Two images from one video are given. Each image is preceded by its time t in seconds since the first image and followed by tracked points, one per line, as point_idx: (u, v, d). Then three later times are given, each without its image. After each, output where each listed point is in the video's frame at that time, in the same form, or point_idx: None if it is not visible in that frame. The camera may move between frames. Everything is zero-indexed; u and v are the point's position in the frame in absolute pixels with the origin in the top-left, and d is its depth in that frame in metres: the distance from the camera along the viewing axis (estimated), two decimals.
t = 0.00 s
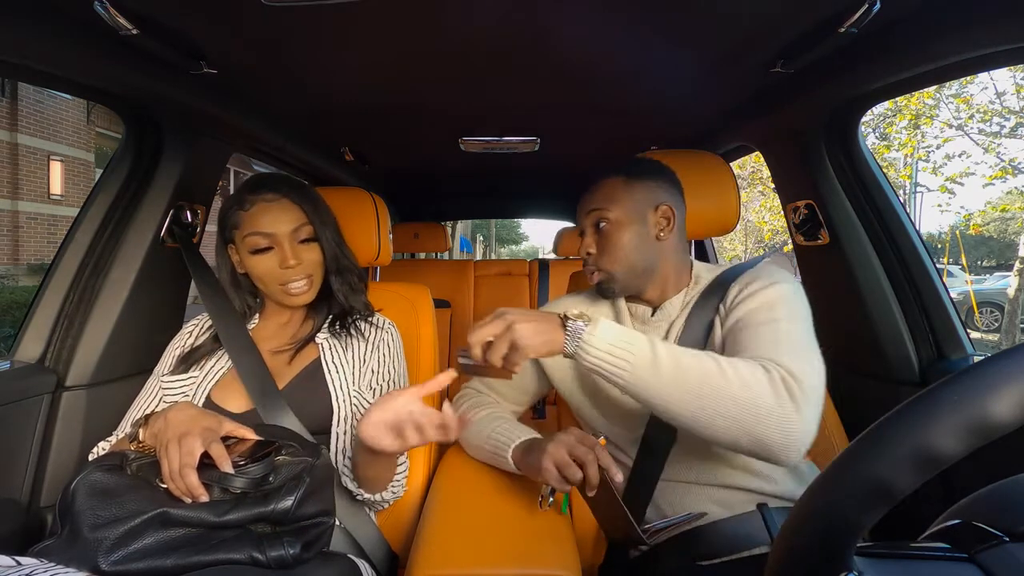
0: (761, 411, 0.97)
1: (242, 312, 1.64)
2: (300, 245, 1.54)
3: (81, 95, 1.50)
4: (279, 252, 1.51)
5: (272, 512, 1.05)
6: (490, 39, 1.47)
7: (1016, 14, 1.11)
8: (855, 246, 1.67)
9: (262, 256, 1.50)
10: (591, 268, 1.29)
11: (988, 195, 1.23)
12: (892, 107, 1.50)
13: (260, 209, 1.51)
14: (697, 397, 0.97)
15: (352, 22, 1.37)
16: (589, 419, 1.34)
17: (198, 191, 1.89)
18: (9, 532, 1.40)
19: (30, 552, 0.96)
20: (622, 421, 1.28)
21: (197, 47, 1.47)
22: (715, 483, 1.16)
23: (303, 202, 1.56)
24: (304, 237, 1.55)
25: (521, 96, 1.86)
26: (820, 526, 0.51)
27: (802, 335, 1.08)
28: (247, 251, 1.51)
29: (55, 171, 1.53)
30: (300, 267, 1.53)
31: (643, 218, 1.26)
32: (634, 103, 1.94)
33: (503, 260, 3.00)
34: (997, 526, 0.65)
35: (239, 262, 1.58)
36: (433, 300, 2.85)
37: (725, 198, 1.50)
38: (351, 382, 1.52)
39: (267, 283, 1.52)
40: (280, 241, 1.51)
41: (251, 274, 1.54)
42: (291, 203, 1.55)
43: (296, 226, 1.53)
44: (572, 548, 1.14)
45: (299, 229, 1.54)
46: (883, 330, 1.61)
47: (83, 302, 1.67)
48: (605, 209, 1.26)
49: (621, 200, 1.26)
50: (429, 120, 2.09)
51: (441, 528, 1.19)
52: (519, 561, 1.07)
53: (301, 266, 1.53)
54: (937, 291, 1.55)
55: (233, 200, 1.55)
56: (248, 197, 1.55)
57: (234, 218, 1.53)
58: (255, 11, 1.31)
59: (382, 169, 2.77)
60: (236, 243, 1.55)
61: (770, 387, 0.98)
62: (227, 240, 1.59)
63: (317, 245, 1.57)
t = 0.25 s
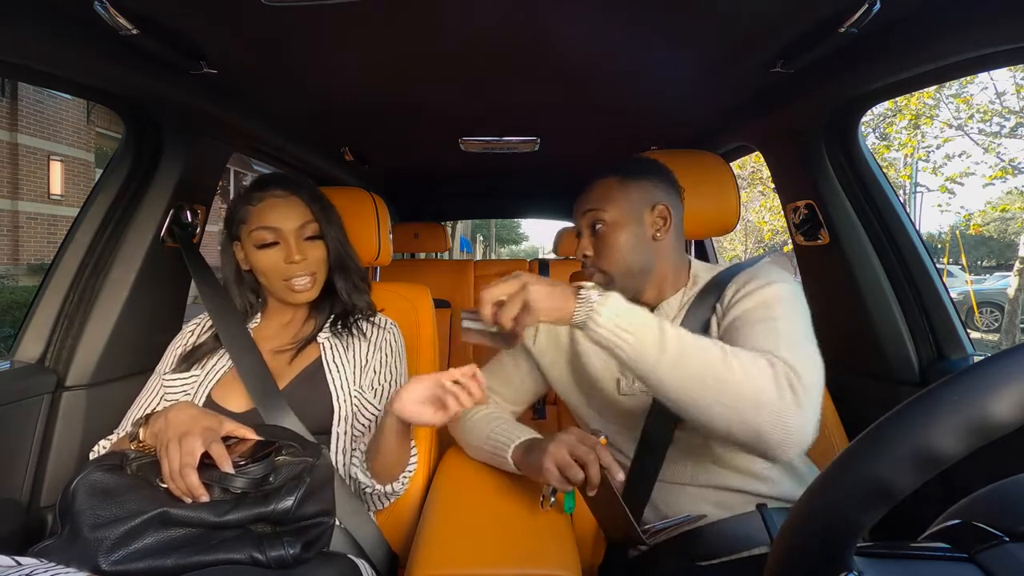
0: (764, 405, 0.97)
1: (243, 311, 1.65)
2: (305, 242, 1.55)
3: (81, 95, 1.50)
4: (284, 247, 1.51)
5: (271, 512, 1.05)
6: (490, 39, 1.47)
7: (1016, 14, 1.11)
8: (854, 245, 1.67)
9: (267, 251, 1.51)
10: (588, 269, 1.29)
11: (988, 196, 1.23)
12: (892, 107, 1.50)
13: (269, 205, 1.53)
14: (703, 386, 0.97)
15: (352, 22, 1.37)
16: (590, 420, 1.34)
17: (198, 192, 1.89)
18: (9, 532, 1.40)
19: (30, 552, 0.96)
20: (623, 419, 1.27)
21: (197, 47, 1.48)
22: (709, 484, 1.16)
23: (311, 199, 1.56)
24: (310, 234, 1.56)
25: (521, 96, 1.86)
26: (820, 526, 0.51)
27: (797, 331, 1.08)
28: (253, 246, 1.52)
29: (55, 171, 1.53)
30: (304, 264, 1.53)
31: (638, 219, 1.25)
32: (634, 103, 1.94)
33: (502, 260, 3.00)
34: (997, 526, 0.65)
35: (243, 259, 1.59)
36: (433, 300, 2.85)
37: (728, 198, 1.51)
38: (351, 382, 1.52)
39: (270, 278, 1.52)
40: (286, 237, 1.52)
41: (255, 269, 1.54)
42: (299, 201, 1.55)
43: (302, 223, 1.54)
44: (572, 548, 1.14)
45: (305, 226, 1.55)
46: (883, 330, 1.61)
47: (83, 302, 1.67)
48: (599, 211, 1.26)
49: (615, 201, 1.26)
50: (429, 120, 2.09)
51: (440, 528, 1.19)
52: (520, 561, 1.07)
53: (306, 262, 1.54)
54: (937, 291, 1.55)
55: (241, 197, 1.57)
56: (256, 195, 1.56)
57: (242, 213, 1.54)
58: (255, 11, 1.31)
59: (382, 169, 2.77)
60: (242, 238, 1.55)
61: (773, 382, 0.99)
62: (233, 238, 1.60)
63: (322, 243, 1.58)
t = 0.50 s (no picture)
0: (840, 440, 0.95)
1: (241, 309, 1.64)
2: (309, 239, 1.56)
3: (81, 95, 1.50)
4: (287, 241, 1.52)
5: (271, 512, 1.05)
6: (490, 39, 1.47)
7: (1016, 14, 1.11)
8: (854, 245, 1.67)
9: (270, 244, 1.51)
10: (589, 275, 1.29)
11: (988, 195, 1.23)
12: (892, 107, 1.50)
13: (277, 200, 1.54)
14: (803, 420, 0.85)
15: (352, 22, 1.38)
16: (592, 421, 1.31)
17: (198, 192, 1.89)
18: (9, 532, 1.40)
19: (29, 552, 0.96)
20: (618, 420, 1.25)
21: (197, 47, 1.48)
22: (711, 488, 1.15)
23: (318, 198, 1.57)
24: (314, 232, 1.56)
25: (521, 96, 1.86)
26: (822, 524, 0.51)
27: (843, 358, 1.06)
28: (258, 238, 1.52)
29: (55, 171, 1.53)
30: (305, 259, 1.53)
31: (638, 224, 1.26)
32: (634, 103, 1.94)
33: (502, 260, 3.00)
34: (997, 526, 0.65)
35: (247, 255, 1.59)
36: (433, 300, 2.85)
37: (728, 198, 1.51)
38: (352, 380, 1.52)
39: (270, 270, 1.52)
40: (289, 232, 1.52)
41: (257, 261, 1.54)
42: (305, 198, 1.56)
43: (307, 219, 1.55)
44: (572, 548, 1.14)
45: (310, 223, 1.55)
46: (884, 330, 1.61)
47: (83, 302, 1.67)
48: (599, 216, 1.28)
49: (614, 205, 1.27)
50: (429, 120, 2.09)
51: (440, 529, 1.19)
52: (520, 561, 1.07)
53: (307, 258, 1.54)
54: (937, 291, 1.55)
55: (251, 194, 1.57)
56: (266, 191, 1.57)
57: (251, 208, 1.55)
58: (255, 11, 1.31)
59: (382, 169, 2.77)
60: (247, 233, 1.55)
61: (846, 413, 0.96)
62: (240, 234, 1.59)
63: (325, 242, 1.58)
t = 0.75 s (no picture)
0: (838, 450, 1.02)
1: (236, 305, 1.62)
2: (302, 239, 1.51)
3: (81, 95, 1.50)
4: (277, 236, 1.48)
5: (271, 512, 1.05)
6: (491, 39, 1.47)
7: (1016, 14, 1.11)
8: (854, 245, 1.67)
9: (262, 237, 1.49)
10: (657, 302, 1.14)
11: (988, 196, 1.23)
12: (891, 107, 1.50)
13: (278, 196, 1.52)
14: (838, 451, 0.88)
15: (352, 22, 1.38)
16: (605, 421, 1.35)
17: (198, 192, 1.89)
18: (9, 532, 1.40)
19: (29, 552, 0.96)
20: (637, 421, 1.28)
21: (197, 47, 1.47)
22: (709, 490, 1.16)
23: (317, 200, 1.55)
24: (309, 232, 1.52)
25: (521, 96, 1.86)
26: (822, 524, 0.51)
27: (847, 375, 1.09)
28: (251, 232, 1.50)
29: (55, 171, 1.53)
30: (293, 255, 1.50)
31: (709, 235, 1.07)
32: (634, 103, 1.94)
33: (503, 260, 3.00)
34: (997, 526, 0.65)
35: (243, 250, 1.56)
36: (433, 300, 2.85)
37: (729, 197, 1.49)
38: (350, 378, 1.53)
39: (257, 262, 1.51)
40: (284, 228, 1.49)
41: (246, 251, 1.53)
42: (303, 193, 1.53)
43: (304, 219, 1.51)
44: (570, 547, 1.14)
45: (304, 223, 1.51)
46: (883, 330, 1.61)
47: (83, 302, 1.67)
48: (634, 245, 1.10)
49: (676, 219, 1.06)
50: (429, 120, 2.09)
51: (440, 528, 1.19)
52: (519, 561, 1.07)
53: (295, 255, 1.50)
54: (936, 291, 1.57)
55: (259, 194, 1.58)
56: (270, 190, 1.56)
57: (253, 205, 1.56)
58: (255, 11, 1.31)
59: (382, 169, 2.77)
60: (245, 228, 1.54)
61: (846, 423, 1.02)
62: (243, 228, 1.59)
63: (319, 244, 1.54)
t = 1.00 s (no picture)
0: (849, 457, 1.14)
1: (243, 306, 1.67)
2: (288, 237, 1.57)
3: (81, 95, 1.50)
4: (264, 232, 1.56)
5: (273, 513, 1.04)
6: (491, 39, 1.47)
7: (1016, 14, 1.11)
8: (854, 245, 1.67)
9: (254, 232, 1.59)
10: (676, 297, 1.21)
11: (988, 195, 1.23)
12: (891, 107, 1.50)
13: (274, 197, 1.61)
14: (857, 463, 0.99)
15: (352, 22, 1.37)
16: (610, 422, 1.36)
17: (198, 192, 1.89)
18: (9, 532, 1.40)
19: (30, 553, 0.96)
20: (642, 421, 1.32)
21: (197, 47, 1.47)
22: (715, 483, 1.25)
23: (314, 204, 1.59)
24: (296, 231, 1.57)
25: (521, 96, 1.86)
26: (821, 524, 0.51)
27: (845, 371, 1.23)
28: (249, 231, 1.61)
29: (55, 171, 1.53)
30: (276, 253, 1.55)
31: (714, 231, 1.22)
32: (634, 103, 1.94)
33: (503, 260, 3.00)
34: (997, 526, 0.65)
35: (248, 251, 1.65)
36: (433, 300, 2.85)
37: (725, 197, 1.50)
38: (351, 377, 1.54)
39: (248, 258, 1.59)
40: (271, 224, 1.57)
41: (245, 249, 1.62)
42: (302, 193, 1.61)
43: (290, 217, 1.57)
44: (572, 548, 1.14)
45: (292, 221, 1.57)
46: (883, 330, 1.61)
47: (83, 302, 1.67)
48: (646, 244, 1.20)
49: (683, 213, 1.19)
50: (429, 120, 2.09)
51: (440, 527, 1.19)
52: (520, 561, 1.07)
53: (279, 252, 1.55)
54: (936, 291, 1.55)
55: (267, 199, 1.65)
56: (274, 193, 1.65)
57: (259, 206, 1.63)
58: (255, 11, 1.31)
59: (382, 169, 2.77)
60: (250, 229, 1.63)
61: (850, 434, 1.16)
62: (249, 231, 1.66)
63: (303, 242, 1.58)
